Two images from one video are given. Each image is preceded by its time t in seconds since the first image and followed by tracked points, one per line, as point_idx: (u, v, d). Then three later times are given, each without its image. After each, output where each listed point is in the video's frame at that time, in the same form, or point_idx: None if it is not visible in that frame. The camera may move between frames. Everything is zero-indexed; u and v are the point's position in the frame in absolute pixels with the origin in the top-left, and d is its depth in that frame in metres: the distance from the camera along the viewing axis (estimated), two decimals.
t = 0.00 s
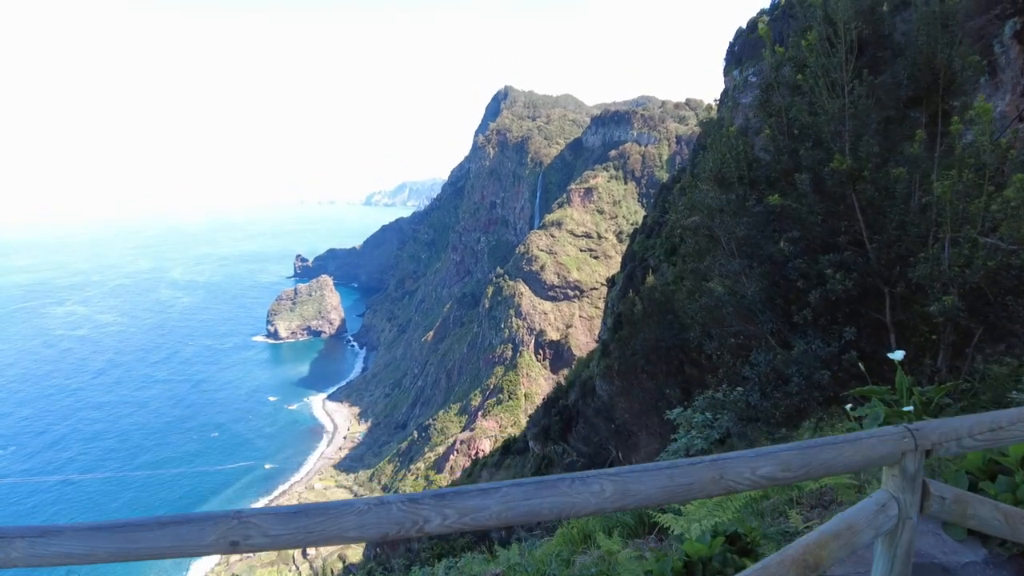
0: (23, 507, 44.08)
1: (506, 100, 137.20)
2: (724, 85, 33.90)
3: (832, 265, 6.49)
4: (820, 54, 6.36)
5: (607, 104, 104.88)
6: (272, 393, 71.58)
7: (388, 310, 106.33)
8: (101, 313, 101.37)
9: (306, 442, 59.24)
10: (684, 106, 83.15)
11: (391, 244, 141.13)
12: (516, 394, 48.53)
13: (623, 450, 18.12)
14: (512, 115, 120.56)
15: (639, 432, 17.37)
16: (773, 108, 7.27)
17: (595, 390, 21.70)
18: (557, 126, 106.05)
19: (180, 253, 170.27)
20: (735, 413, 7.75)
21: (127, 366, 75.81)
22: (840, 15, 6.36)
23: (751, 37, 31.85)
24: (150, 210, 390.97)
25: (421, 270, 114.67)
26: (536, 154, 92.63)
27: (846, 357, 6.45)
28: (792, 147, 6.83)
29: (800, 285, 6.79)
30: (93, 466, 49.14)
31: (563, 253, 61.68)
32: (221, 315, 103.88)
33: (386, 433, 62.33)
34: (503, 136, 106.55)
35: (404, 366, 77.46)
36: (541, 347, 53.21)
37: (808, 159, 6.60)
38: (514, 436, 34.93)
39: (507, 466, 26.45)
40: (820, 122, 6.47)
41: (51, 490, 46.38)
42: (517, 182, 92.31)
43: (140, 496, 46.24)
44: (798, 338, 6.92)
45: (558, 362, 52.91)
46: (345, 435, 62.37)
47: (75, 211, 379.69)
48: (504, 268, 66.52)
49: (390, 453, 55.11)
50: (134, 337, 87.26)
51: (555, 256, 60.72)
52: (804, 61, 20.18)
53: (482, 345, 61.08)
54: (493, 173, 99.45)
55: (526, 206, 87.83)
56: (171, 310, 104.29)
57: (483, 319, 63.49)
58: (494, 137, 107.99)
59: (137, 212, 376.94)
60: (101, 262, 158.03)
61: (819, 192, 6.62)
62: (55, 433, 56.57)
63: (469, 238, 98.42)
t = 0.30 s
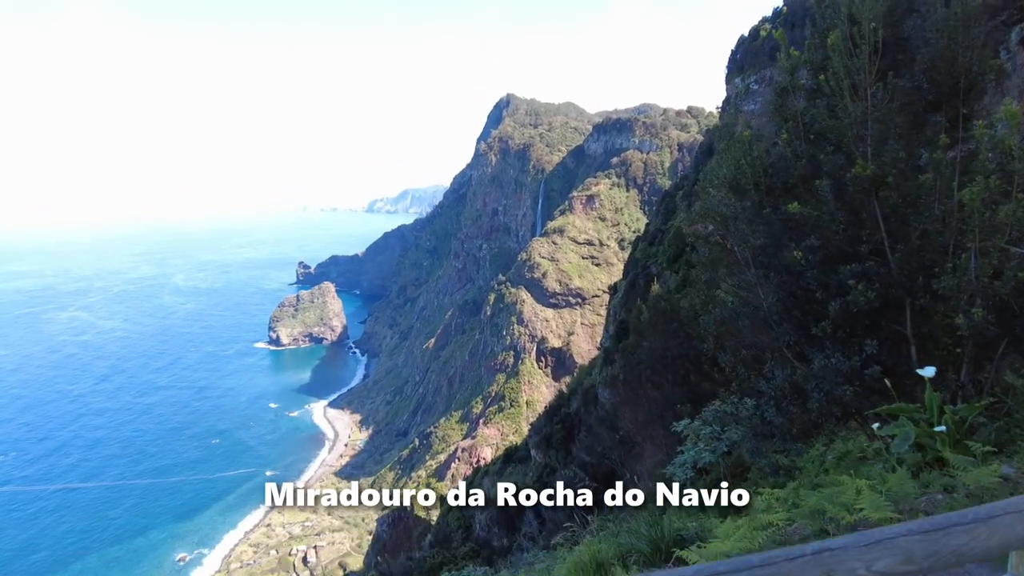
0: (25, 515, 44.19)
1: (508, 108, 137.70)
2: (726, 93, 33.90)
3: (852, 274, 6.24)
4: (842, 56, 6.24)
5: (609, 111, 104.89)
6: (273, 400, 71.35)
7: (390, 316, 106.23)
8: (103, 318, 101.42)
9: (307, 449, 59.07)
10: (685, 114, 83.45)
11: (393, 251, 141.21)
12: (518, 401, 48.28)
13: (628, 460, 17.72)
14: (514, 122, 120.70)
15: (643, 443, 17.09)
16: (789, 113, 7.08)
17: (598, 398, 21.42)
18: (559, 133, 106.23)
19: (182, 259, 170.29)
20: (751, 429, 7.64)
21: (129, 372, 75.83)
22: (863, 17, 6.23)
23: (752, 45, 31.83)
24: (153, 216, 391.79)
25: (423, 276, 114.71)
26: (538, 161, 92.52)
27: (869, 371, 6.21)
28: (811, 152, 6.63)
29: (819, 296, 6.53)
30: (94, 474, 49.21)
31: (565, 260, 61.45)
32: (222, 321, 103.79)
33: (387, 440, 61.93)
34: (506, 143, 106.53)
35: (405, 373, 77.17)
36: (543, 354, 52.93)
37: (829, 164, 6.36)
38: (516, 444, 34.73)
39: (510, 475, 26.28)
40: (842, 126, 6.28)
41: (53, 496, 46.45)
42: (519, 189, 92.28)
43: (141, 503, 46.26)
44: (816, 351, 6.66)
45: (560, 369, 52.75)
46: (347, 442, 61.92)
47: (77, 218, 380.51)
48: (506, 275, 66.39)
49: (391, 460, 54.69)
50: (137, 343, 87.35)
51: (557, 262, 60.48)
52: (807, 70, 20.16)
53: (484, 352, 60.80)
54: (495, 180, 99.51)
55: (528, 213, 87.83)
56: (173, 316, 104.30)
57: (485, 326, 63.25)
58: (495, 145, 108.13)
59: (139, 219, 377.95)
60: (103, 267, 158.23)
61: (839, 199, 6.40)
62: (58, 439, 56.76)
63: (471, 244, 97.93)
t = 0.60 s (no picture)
0: (27, 517, 44.10)
1: (510, 112, 137.89)
2: (727, 97, 33.73)
3: (871, 282, 5.99)
4: (860, 56, 6.06)
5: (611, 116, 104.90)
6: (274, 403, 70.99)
7: (391, 320, 105.92)
8: (104, 321, 101.28)
9: (308, 452, 58.84)
10: (686, 118, 83.44)
11: (394, 255, 141.05)
12: (519, 405, 47.99)
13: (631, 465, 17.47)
14: (516, 126, 120.80)
15: (646, 450, 16.83)
16: (801, 116, 6.88)
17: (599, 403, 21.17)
18: (560, 137, 106.25)
19: (183, 262, 170.14)
20: (761, 441, 7.47)
21: (131, 375, 75.75)
22: (880, 16, 6.06)
23: (754, 48, 31.62)
24: (154, 219, 391.82)
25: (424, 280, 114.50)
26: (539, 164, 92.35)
27: (888, 382, 5.98)
28: (825, 154, 6.42)
29: (834, 302, 6.31)
30: (96, 477, 49.17)
31: (567, 263, 61.21)
32: (223, 324, 103.55)
33: (388, 444, 61.42)
34: (507, 147, 106.50)
35: (406, 377, 76.91)
36: (544, 358, 52.67)
37: (845, 167, 6.12)
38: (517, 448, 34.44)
39: (511, 480, 26.03)
40: (859, 128, 6.06)
41: (55, 499, 46.36)
42: (520, 193, 92.13)
43: (143, 506, 46.19)
44: (830, 362, 6.42)
45: (561, 373, 52.46)
46: (347, 446, 61.51)
47: (78, 222, 380.35)
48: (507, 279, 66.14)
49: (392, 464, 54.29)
50: (138, 345, 87.23)
51: (559, 266, 60.25)
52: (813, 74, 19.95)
53: (485, 355, 60.55)
54: (496, 184, 99.33)
55: (530, 217, 87.66)
56: (173, 319, 104.09)
57: (486, 329, 62.99)
58: (497, 149, 107.96)
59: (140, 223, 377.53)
60: (104, 270, 158.14)
61: (855, 203, 6.17)
62: (61, 441, 56.77)
63: (472, 248, 97.65)
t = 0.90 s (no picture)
0: (29, 525, 43.86)
1: (512, 120, 138.33)
2: (729, 103, 33.58)
3: (887, 292, 5.79)
4: (874, 59, 5.88)
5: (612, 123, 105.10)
6: (276, 410, 70.75)
7: (393, 326, 105.81)
8: (106, 328, 101.29)
9: (310, 459, 58.65)
10: (688, 125, 83.55)
11: (396, 262, 140.97)
12: (521, 413, 47.72)
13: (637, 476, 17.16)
14: (517, 133, 121.06)
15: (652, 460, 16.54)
16: (814, 121, 6.69)
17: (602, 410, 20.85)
18: (562, 144, 106.47)
19: (185, 269, 170.27)
20: (774, 455, 7.25)
21: (133, 381, 75.71)
22: (894, 18, 5.89)
23: (755, 55, 31.49)
24: (156, 225, 391.70)
25: (426, 287, 114.43)
26: (541, 171, 92.36)
27: (907, 398, 5.73)
28: (841, 160, 6.22)
29: (850, 314, 6.09)
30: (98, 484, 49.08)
31: (569, 270, 61.03)
32: (225, 331, 103.48)
33: (390, 451, 61.00)
34: (509, 155, 106.65)
35: (407, 384, 76.67)
36: (546, 365, 52.45)
37: (860, 174, 5.92)
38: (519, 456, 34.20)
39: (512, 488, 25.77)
40: (875, 133, 5.90)
41: (57, 506, 46.13)
42: (522, 199, 92.15)
43: (146, 512, 46.08)
44: (845, 375, 6.18)
45: (563, 380, 52.13)
46: (349, 453, 61.23)
47: (81, 229, 381.36)
48: (509, 285, 65.93)
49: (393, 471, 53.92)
50: (140, 352, 87.22)
51: (561, 273, 60.05)
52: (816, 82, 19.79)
53: (487, 362, 60.30)
54: (498, 191, 99.30)
55: (532, 224, 87.56)
56: (176, 326, 104.07)
57: (488, 336, 62.81)
58: (499, 156, 108.08)
59: (142, 229, 378.13)
60: (107, 277, 158.32)
61: (870, 209, 5.95)
62: (64, 448, 56.75)
63: (474, 255, 97.42)
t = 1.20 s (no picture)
0: (36, 530, 43.89)
1: (517, 126, 138.60)
2: (735, 110, 33.44)
3: (907, 302, 5.61)
4: (889, 63, 5.78)
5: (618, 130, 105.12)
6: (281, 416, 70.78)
7: (399, 332, 105.81)
8: (113, 333, 101.54)
9: (316, 465, 58.57)
10: (693, 131, 83.44)
11: (402, 268, 141.12)
12: (527, 419, 47.47)
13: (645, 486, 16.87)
14: (523, 140, 121.22)
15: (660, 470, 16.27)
16: (829, 126, 6.58)
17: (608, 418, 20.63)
18: (567, 151, 106.57)
19: (192, 274, 170.67)
20: (787, 469, 7.03)
21: (139, 386, 75.86)
22: (908, 21, 5.80)
23: (761, 61, 31.37)
24: (162, 230, 393.11)
25: (431, 293, 114.48)
26: (546, 178, 92.33)
27: (927, 411, 5.55)
28: (855, 166, 6.09)
29: (867, 324, 5.92)
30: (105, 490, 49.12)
31: (574, 276, 60.88)
32: (231, 337, 103.65)
33: (395, 457, 60.66)
34: (515, 161, 106.68)
35: (413, 390, 76.56)
36: (552, 372, 52.25)
37: (876, 181, 5.78)
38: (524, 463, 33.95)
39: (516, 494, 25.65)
40: (891, 139, 5.77)
41: (64, 512, 46.12)
42: (528, 206, 92.11)
43: (153, 518, 46.07)
44: (862, 389, 5.98)
45: (569, 387, 51.84)
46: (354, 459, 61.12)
47: (89, 235, 383.86)
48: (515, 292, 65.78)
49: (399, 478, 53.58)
50: (147, 357, 87.49)
51: (566, 279, 59.90)
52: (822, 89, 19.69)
53: (493, 368, 60.14)
54: (504, 198, 99.35)
55: (538, 230, 87.50)
56: (182, 332, 104.28)
57: (494, 342, 62.66)
58: (505, 163, 108.14)
59: (149, 235, 380.08)
60: (114, 282, 159.11)
61: (888, 217, 5.79)
62: (71, 453, 56.86)
63: (480, 261, 97.32)
